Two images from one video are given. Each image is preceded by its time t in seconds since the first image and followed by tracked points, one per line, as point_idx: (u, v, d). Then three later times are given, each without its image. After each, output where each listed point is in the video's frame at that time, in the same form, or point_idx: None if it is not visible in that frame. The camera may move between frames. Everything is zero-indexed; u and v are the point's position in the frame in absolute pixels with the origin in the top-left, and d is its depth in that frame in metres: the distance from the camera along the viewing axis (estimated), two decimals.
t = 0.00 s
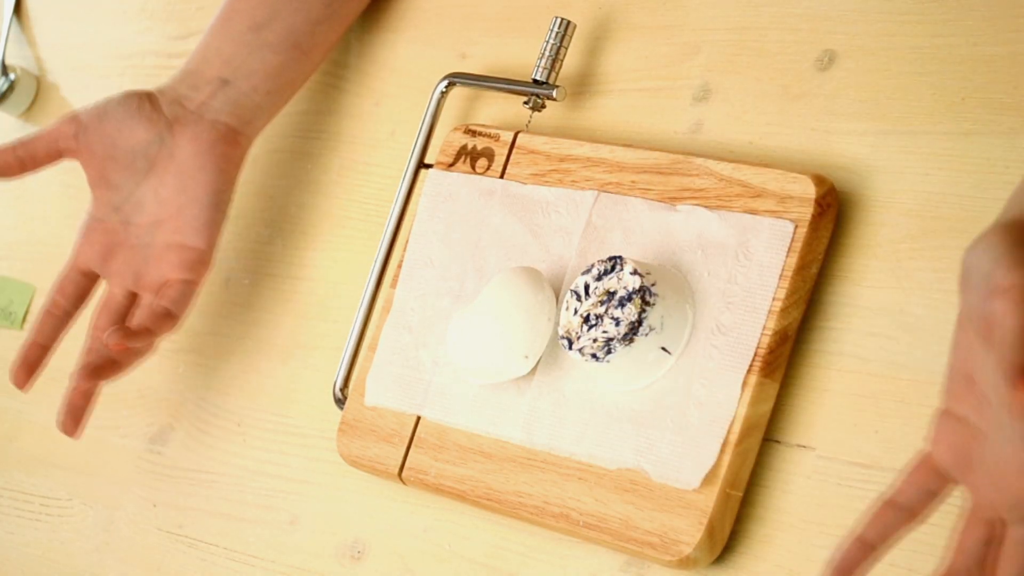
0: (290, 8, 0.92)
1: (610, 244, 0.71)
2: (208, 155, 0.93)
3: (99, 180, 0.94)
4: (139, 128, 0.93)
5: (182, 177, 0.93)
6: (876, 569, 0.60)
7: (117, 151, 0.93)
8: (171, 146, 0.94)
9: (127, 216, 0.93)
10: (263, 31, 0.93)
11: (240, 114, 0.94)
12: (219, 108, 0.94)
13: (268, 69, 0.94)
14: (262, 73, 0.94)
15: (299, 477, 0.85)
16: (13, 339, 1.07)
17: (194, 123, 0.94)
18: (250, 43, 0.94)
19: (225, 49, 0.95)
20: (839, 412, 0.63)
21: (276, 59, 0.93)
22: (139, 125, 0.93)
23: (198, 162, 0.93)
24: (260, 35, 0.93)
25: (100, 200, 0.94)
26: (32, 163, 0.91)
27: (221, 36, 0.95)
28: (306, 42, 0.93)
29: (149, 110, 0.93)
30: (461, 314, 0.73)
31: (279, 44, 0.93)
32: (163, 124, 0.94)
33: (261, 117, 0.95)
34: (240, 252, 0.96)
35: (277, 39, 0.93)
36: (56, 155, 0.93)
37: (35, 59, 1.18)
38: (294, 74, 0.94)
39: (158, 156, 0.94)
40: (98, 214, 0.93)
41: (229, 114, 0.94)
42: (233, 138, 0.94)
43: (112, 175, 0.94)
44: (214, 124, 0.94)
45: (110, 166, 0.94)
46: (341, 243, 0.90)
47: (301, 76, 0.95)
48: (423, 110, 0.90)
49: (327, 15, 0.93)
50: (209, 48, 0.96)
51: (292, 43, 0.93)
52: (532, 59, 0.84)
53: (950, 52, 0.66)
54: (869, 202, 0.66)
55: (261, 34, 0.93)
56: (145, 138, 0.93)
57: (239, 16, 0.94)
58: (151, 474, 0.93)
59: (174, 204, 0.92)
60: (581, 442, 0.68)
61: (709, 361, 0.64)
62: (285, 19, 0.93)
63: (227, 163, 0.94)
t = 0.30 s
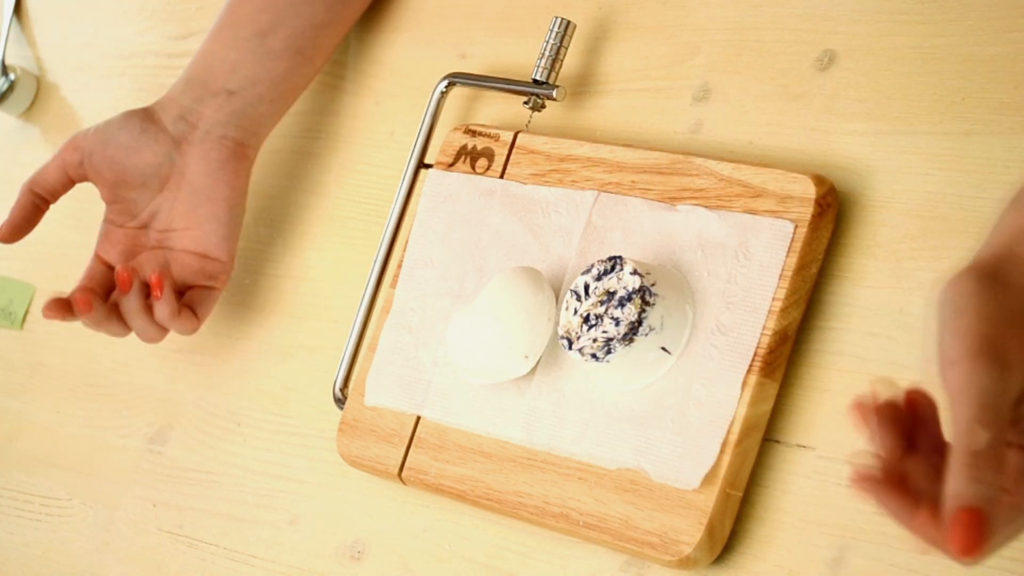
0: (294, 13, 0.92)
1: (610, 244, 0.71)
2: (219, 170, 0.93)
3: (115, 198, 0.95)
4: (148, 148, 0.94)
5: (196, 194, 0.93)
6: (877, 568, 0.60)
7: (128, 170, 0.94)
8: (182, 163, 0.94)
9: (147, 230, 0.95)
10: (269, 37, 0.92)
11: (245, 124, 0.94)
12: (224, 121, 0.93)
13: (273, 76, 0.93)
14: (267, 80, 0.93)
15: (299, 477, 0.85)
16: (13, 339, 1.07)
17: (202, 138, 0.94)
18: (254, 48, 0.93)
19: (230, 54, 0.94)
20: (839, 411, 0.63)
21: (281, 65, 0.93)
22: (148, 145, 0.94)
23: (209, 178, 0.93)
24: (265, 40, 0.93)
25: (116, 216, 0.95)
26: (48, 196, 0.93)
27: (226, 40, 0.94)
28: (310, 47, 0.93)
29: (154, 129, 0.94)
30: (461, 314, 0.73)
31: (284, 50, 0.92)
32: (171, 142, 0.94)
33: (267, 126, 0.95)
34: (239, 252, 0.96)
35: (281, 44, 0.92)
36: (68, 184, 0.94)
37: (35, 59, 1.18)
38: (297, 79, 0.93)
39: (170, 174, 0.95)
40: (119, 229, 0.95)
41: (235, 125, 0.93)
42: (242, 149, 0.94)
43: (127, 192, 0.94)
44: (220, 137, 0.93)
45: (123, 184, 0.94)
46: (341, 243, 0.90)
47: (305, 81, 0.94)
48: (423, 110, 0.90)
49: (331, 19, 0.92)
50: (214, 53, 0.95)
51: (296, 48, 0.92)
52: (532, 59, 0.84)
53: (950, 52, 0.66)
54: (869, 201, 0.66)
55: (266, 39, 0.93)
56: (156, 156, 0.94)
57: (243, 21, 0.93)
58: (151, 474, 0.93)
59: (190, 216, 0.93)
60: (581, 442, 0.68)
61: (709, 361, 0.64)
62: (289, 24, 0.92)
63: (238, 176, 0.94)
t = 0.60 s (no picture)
0: (299, 14, 0.91)
1: (610, 244, 0.71)
2: (226, 174, 0.94)
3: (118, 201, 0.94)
4: (154, 151, 0.94)
5: (203, 196, 0.94)
6: (878, 569, 0.60)
7: (133, 173, 0.94)
8: (188, 165, 0.95)
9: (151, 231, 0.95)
10: (274, 39, 0.92)
11: (252, 127, 0.94)
12: (231, 124, 0.94)
13: (279, 78, 0.93)
14: (273, 82, 0.93)
15: (299, 478, 0.85)
16: (13, 339, 1.06)
17: (209, 141, 0.94)
18: (260, 51, 0.92)
19: (233, 56, 0.93)
20: (839, 411, 0.63)
21: (286, 66, 0.93)
22: (153, 147, 0.94)
23: (216, 180, 0.94)
24: (270, 42, 0.92)
25: (119, 218, 0.94)
26: (52, 198, 0.92)
27: (229, 42, 0.94)
28: (315, 49, 0.93)
29: (160, 131, 0.94)
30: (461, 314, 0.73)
31: (289, 52, 0.92)
32: (177, 144, 0.94)
33: (272, 128, 0.95)
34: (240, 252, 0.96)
35: (287, 47, 0.92)
36: (71, 185, 0.93)
37: (35, 59, 1.18)
38: (301, 80, 0.94)
39: (175, 176, 0.94)
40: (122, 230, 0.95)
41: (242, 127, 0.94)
42: (248, 151, 0.94)
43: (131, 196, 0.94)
44: (227, 139, 0.94)
45: (126, 186, 0.94)
46: (341, 243, 0.90)
47: (308, 82, 0.94)
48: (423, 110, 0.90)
49: (335, 20, 0.92)
50: (217, 53, 0.94)
51: (302, 51, 0.92)
52: (532, 59, 0.84)
53: (950, 52, 0.66)
54: (869, 202, 0.66)
55: (271, 42, 0.92)
56: (162, 159, 0.94)
57: (248, 23, 0.93)
58: (151, 474, 0.93)
59: (195, 218, 0.94)
60: (581, 442, 0.68)
61: (709, 361, 0.64)
62: (294, 26, 0.91)
63: (245, 178, 0.94)
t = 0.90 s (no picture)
0: (300, 17, 0.92)
1: (610, 244, 0.71)
2: (229, 176, 0.93)
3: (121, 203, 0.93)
4: (156, 154, 0.93)
5: (205, 198, 0.93)
6: (877, 569, 0.60)
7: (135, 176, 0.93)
8: (190, 167, 0.94)
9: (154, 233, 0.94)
10: (276, 40, 0.92)
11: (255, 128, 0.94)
12: (233, 125, 0.94)
13: (280, 81, 0.93)
14: (274, 84, 0.93)
15: (299, 477, 0.85)
16: (13, 339, 1.06)
17: (212, 142, 0.94)
18: (262, 53, 0.93)
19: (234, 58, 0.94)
20: (839, 411, 0.63)
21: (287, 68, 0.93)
22: (155, 149, 0.93)
23: (219, 181, 0.93)
24: (271, 44, 0.92)
25: (121, 220, 0.93)
26: (53, 200, 0.90)
27: (231, 44, 0.94)
28: (316, 51, 0.93)
29: (162, 133, 0.93)
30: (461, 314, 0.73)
31: (290, 54, 0.92)
32: (179, 146, 0.94)
33: (273, 130, 0.95)
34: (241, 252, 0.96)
35: (288, 48, 0.92)
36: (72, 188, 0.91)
37: (35, 59, 1.18)
38: (302, 83, 0.94)
39: (178, 178, 0.94)
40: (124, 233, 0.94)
41: (245, 129, 0.94)
42: (250, 153, 0.94)
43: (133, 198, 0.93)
44: (230, 141, 0.94)
45: (128, 189, 0.93)
46: (341, 244, 0.90)
47: (309, 84, 0.94)
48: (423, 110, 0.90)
49: (336, 22, 0.93)
50: (218, 56, 0.94)
51: (303, 53, 0.93)
52: (532, 59, 0.84)
53: (950, 52, 0.66)
54: (869, 201, 0.66)
55: (273, 44, 0.92)
56: (164, 161, 0.93)
57: (249, 25, 0.93)
58: (151, 474, 0.93)
59: (199, 220, 0.93)
60: (581, 442, 0.68)
61: (709, 361, 0.64)
62: (296, 28, 0.92)
63: (247, 180, 0.94)
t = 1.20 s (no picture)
0: (301, 19, 0.92)
1: (610, 244, 0.71)
2: (232, 181, 0.94)
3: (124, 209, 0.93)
4: (159, 159, 0.93)
5: (208, 203, 0.94)
6: (877, 568, 0.60)
7: (138, 181, 0.93)
8: (195, 172, 0.94)
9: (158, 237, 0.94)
10: (277, 44, 0.92)
11: (258, 133, 0.94)
12: (236, 129, 0.94)
13: (282, 84, 0.93)
14: (276, 88, 0.93)
15: (299, 477, 0.85)
16: (13, 339, 1.06)
17: (215, 147, 0.94)
18: (263, 57, 0.93)
19: (236, 62, 0.94)
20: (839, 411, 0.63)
21: (288, 71, 0.93)
22: (159, 155, 0.93)
23: (222, 186, 0.94)
24: (273, 48, 0.92)
25: (125, 226, 0.94)
26: (59, 208, 0.91)
27: (232, 48, 0.94)
28: (317, 54, 0.93)
29: (165, 139, 0.94)
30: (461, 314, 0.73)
31: (292, 57, 0.92)
32: (182, 151, 0.94)
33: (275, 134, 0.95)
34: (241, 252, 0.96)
35: (289, 52, 0.92)
36: (77, 194, 0.92)
37: (35, 59, 1.18)
38: (304, 86, 0.94)
39: (181, 183, 0.94)
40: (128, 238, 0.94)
41: (247, 134, 0.94)
42: (253, 157, 0.94)
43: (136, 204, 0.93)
44: (232, 146, 0.94)
45: (132, 194, 0.93)
46: (341, 243, 0.90)
47: (310, 88, 0.94)
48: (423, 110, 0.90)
49: (337, 23, 0.92)
50: (220, 59, 0.94)
51: (305, 56, 0.92)
52: (532, 59, 0.84)
53: (950, 52, 0.66)
54: (869, 202, 0.66)
55: (275, 48, 0.92)
56: (168, 167, 0.94)
57: (251, 29, 0.93)
58: (151, 474, 0.93)
59: (203, 224, 0.93)
60: (581, 442, 0.68)
61: (709, 361, 0.64)
62: (297, 31, 0.92)
63: (250, 184, 0.94)
